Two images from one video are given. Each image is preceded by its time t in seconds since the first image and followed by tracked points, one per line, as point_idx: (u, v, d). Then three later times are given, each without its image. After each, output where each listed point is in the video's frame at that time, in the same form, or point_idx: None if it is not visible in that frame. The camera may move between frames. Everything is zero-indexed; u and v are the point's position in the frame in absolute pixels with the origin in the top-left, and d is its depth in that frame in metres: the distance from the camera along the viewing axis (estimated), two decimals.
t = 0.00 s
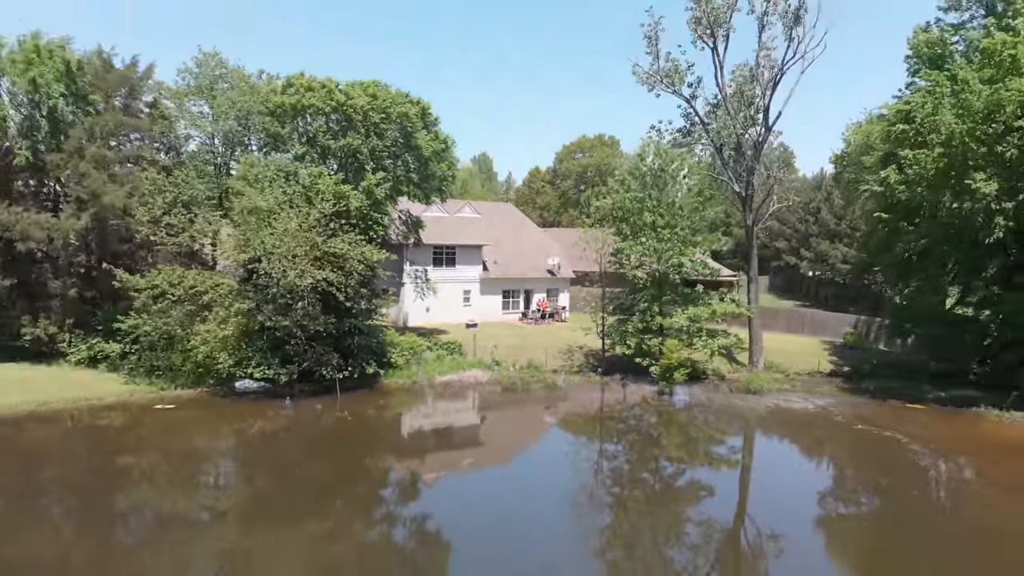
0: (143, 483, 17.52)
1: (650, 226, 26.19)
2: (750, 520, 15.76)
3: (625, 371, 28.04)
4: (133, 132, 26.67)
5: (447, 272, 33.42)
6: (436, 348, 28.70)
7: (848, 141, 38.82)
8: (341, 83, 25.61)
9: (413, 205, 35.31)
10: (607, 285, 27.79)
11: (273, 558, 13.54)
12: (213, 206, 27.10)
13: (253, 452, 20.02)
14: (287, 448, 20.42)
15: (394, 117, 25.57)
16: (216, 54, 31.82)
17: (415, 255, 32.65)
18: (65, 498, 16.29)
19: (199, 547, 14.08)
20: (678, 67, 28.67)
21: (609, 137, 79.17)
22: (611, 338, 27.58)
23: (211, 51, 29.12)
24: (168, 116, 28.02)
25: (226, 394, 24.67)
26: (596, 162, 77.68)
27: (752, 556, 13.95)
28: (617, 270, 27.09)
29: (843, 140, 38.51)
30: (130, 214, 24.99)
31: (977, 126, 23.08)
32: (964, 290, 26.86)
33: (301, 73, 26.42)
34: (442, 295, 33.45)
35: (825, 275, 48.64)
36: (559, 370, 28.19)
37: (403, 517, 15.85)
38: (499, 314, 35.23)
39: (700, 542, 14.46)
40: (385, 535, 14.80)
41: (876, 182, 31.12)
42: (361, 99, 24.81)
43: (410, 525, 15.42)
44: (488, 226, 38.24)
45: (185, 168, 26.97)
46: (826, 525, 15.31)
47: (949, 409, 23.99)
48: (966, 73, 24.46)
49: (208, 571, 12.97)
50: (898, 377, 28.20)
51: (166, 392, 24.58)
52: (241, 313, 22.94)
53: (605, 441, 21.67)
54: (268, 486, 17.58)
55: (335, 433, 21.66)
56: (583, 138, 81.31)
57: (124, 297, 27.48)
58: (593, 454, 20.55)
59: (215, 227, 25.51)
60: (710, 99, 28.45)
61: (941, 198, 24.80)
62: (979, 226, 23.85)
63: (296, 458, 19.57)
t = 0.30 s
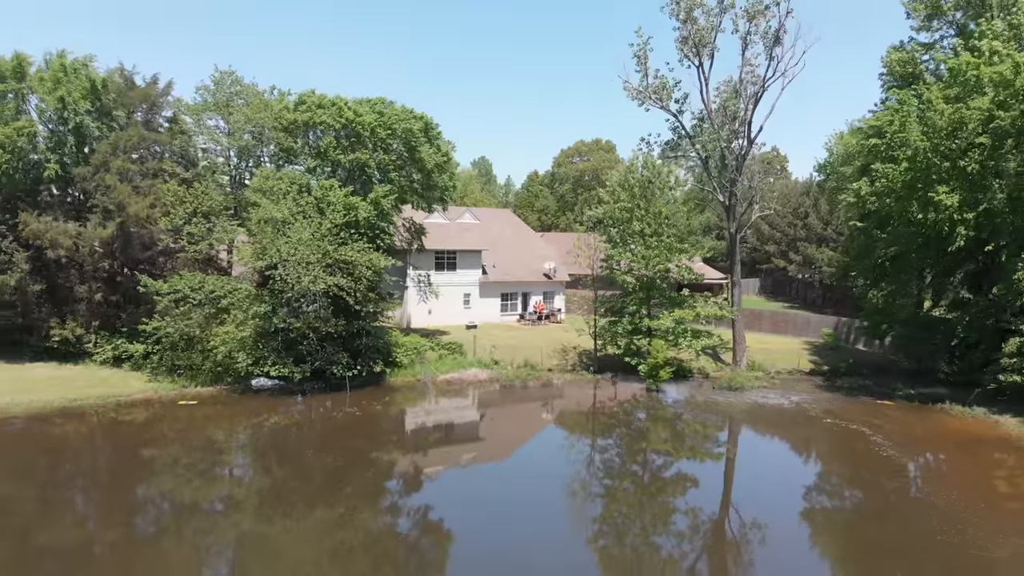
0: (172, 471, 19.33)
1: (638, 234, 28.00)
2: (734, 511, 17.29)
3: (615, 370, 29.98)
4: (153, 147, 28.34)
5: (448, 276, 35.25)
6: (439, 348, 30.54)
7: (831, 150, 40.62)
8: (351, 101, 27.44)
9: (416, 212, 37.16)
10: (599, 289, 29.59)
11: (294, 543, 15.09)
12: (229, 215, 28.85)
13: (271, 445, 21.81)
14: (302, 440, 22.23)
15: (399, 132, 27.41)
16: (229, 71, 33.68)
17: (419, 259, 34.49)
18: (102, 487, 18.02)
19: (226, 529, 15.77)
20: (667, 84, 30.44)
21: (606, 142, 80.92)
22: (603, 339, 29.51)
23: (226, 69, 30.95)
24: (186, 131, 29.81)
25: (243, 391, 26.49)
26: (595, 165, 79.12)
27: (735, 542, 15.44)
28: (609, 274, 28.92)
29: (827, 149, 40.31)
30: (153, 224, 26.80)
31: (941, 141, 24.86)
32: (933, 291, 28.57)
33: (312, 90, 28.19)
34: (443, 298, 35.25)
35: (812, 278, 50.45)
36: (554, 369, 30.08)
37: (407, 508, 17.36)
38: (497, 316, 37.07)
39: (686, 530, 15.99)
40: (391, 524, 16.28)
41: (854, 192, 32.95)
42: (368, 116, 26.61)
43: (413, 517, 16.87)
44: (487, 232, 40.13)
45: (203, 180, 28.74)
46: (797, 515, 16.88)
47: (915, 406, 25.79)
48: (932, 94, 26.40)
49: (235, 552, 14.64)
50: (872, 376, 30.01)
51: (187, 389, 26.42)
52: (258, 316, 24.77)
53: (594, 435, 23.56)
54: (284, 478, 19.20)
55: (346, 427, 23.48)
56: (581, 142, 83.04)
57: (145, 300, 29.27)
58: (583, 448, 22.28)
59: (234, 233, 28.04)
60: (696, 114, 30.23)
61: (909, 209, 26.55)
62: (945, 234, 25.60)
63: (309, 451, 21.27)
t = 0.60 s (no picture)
0: (197, 461, 21.18)
1: (628, 241, 29.91)
2: (719, 501, 18.82)
3: (607, 369, 31.90)
4: (173, 159, 30.25)
5: (449, 280, 37.16)
6: (440, 348, 32.48)
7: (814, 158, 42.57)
8: (359, 117, 29.35)
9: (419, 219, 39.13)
10: (592, 292, 31.48)
11: (308, 528, 16.47)
12: (244, 223, 30.83)
13: (286, 438, 23.61)
14: (315, 434, 24.05)
15: (404, 146, 29.36)
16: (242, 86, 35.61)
17: (421, 264, 36.41)
18: (130, 476, 19.74)
19: (250, 512, 17.51)
20: (655, 99, 32.35)
21: (603, 147, 82.74)
22: (595, 339, 31.41)
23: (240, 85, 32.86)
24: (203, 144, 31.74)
25: (258, 388, 28.38)
26: (592, 169, 80.82)
27: (720, 531, 16.75)
28: (600, 279, 30.80)
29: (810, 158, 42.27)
30: (174, 232, 28.72)
31: (907, 156, 26.96)
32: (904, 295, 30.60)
33: (322, 106, 30.09)
34: (444, 301, 37.14)
35: (799, 280, 52.38)
36: (549, 368, 31.99)
37: (410, 499, 18.82)
38: (496, 317, 38.97)
39: (673, 520, 17.49)
40: (395, 514, 17.66)
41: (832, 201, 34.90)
42: (375, 132, 28.57)
43: (416, 507, 18.24)
44: (486, 238, 42.09)
45: (219, 190, 30.71)
46: (777, 506, 18.31)
47: (885, 402, 27.67)
48: (900, 111, 28.40)
49: (255, 535, 16.07)
50: (847, 374, 31.91)
51: (205, 386, 28.33)
52: (274, 317, 26.72)
53: (585, 430, 25.42)
54: (299, 468, 20.92)
55: (355, 422, 25.33)
56: (578, 147, 84.85)
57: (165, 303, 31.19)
58: (576, 443, 24.05)
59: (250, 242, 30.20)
60: (682, 127, 32.15)
61: (879, 218, 28.68)
62: (912, 242, 27.58)
63: (322, 444, 23.11)
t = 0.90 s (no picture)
0: (219, 452, 23.22)
1: (618, 248, 31.94)
2: (704, 492, 20.51)
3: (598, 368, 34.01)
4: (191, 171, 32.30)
5: (450, 283, 39.23)
6: (441, 349, 34.61)
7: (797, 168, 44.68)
8: (366, 133, 31.51)
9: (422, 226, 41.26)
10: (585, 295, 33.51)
11: (322, 516, 18.13)
12: (257, 231, 32.84)
13: (300, 432, 25.61)
14: (326, 428, 26.08)
15: (408, 159, 31.45)
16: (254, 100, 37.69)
17: (424, 269, 38.50)
18: (158, 465, 21.72)
19: (269, 497, 19.47)
20: (644, 114, 34.40)
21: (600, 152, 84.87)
22: (588, 340, 33.50)
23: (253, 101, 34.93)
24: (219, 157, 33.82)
25: (271, 386, 30.42)
26: (589, 174, 82.94)
27: (705, 521, 18.34)
28: (592, 283, 32.83)
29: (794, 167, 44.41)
30: (193, 240, 30.78)
31: (875, 171, 29.13)
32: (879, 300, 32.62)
33: (332, 122, 32.16)
34: (445, 303, 39.21)
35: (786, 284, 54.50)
36: (544, 367, 34.09)
37: (412, 490, 20.61)
38: (494, 319, 41.03)
39: (662, 510, 19.19)
40: (399, 503, 19.45)
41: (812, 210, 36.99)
42: (382, 146, 30.66)
43: (418, 498, 19.97)
44: (485, 244, 44.20)
45: (234, 201, 32.79)
46: (762, 500, 19.70)
47: (856, 398, 29.77)
48: (869, 128, 30.66)
49: (268, 522, 17.70)
50: (824, 373, 33.99)
51: (222, 384, 30.37)
52: (287, 320, 28.79)
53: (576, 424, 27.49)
54: (312, 459, 22.94)
55: (363, 417, 27.36)
56: (575, 152, 86.96)
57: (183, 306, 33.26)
58: (568, 438, 26.04)
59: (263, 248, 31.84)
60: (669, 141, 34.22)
61: (852, 228, 30.76)
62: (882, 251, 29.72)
63: (333, 437, 25.14)
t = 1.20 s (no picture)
0: (239, 444, 25.38)
1: (609, 254, 34.07)
2: (690, 486, 22.28)
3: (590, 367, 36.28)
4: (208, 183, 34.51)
5: (451, 287, 41.42)
6: (442, 349, 36.82)
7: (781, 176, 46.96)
8: (372, 147, 33.63)
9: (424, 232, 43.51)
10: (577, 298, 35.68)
11: (334, 508, 19.93)
12: (270, 238, 34.97)
13: (313, 427, 27.79)
14: (337, 423, 28.27)
15: (411, 171, 33.66)
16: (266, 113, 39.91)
17: (426, 273, 40.70)
18: (183, 457, 23.85)
19: (283, 487, 21.54)
20: (633, 128, 36.58)
21: (596, 157, 87.06)
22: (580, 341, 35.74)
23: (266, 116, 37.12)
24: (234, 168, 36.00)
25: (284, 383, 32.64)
26: (586, 178, 85.18)
27: (691, 513, 19.98)
28: (585, 287, 34.98)
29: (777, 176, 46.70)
30: (210, 248, 32.89)
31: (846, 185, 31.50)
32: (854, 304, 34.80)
33: (340, 136, 34.35)
34: (447, 306, 41.43)
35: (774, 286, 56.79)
36: (539, 366, 36.35)
37: (416, 483, 22.57)
38: (493, 320, 43.28)
39: (650, 501, 21.06)
40: (403, 495, 21.37)
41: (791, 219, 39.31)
42: (387, 160, 32.88)
43: (421, 491, 21.90)
44: (485, 249, 46.45)
45: (249, 210, 34.98)
46: (747, 494, 21.17)
47: (829, 395, 32.02)
48: (841, 145, 33.03)
49: (283, 514, 19.42)
50: (801, 372, 36.21)
51: (239, 381, 32.60)
52: (301, 321, 31.02)
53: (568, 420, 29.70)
54: (326, 451, 25.12)
55: (371, 413, 29.57)
56: (573, 157, 89.15)
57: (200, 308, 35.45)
58: (562, 433, 28.16)
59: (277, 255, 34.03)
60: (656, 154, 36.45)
61: (827, 238, 33.07)
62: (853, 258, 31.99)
63: (343, 430, 27.34)
